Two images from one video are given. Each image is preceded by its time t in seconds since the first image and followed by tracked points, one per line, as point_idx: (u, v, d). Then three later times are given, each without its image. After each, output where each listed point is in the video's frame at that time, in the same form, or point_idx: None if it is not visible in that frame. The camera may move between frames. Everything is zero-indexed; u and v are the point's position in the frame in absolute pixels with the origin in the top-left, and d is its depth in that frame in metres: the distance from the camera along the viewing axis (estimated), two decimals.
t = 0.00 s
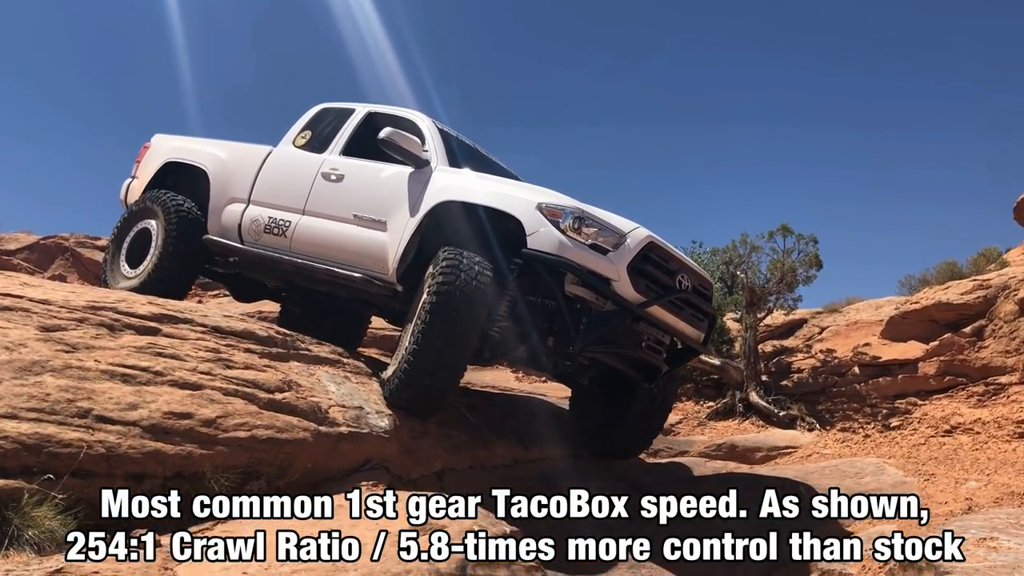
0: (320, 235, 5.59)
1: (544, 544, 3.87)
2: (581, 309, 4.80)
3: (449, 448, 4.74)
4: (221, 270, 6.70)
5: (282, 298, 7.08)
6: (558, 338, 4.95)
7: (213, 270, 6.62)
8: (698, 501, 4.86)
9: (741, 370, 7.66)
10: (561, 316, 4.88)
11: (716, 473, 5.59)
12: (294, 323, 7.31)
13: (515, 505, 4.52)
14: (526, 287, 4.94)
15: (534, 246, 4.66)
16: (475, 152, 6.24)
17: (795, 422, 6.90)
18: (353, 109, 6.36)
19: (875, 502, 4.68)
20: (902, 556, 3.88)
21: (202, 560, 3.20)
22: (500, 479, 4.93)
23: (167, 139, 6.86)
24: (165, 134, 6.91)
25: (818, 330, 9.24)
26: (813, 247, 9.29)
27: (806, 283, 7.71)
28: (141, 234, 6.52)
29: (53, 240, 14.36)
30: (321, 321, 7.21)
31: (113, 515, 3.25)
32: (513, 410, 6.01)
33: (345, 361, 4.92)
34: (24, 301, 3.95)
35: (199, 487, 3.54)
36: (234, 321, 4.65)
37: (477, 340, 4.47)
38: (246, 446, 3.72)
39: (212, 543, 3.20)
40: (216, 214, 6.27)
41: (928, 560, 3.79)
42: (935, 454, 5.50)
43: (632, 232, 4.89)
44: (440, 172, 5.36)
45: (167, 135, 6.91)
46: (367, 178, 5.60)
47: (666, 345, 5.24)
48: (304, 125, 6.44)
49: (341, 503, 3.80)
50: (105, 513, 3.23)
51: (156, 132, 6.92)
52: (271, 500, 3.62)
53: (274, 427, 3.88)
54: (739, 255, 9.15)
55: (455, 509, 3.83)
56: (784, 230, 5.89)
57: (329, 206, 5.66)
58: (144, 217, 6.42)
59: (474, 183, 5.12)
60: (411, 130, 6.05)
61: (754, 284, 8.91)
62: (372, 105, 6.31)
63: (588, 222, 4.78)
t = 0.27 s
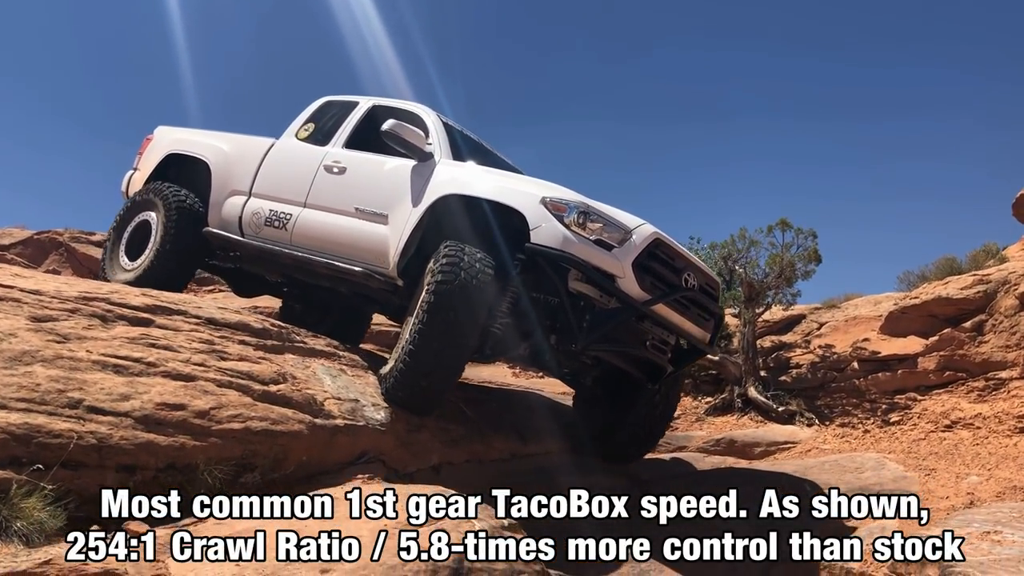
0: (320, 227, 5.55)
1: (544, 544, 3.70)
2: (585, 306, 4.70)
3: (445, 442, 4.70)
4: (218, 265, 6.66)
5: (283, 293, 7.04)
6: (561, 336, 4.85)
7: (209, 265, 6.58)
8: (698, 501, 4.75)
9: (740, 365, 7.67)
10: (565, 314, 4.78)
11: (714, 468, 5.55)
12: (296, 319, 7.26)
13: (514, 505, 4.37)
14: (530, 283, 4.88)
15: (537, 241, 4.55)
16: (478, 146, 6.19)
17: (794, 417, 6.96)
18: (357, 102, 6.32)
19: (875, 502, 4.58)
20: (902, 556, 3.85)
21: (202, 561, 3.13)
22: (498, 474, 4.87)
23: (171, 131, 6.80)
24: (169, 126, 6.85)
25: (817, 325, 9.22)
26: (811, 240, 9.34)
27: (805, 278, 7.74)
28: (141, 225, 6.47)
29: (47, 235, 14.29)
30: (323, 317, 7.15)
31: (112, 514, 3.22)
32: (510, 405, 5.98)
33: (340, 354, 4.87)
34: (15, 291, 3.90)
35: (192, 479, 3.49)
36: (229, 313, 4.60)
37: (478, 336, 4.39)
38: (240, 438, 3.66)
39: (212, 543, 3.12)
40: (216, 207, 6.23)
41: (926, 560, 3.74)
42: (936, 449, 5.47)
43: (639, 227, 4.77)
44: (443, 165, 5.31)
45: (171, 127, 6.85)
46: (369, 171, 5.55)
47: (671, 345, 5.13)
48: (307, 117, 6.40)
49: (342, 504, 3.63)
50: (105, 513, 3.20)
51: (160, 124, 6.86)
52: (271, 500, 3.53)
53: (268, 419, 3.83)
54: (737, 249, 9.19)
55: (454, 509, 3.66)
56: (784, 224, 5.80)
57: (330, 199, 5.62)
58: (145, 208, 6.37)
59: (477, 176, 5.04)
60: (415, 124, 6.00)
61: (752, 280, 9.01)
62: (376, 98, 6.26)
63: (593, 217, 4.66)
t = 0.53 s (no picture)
0: (318, 220, 5.50)
1: (544, 544, 3.59)
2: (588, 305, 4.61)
3: (438, 435, 4.65)
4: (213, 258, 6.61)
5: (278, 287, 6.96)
6: (562, 335, 4.78)
7: (203, 257, 6.54)
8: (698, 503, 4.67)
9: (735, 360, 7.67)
10: (567, 312, 4.69)
11: (710, 463, 5.52)
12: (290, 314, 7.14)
13: (515, 505, 4.30)
14: (531, 281, 4.72)
15: (540, 237, 4.47)
16: (479, 140, 6.14)
17: (790, 412, 6.97)
18: (358, 94, 6.27)
19: (875, 502, 4.47)
20: (902, 556, 3.75)
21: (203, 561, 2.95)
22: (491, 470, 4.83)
23: (168, 122, 6.75)
24: (166, 116, 6.80)
25: (813, 321, 9.19)
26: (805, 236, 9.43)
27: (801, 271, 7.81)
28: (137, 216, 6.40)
29: (38, 229, 14.20)
30: (320, 312, 7.05)
31: (112, 515, 3.19)
32: (502, 400, 5.95)
33: (332, 347, 4.83)
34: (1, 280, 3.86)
35: (180, 471, 3.44)
36: (219, 305, 4.56)
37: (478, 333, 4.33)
38: (230, 429, 3.61)
39: (211, 543, 2.95)
40: (214, 199, 6.18)
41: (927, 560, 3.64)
42: (932, 443, 5.45)
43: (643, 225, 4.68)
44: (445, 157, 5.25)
45: (168, 117, 6.81)
46: (369, 163, 5.50)
47: (676, 345, 5.05)
48: (308, 109, 6.35)
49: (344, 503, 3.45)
50: (104, 513, 3.17)
51: (158, 114, 6.81)
52: (271, 500, 3.35)
53: (258, 410, 3.78)
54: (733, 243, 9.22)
55: (455, 509, 3.41)
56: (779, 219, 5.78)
57: (329, 191, 5.57)
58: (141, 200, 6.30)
59: (480, 170, 4.96)
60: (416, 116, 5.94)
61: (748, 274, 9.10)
62: (378, 91, 6.21)
63: (598, 214, 4.57)
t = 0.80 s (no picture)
0: (308, 213, 5.45)
1: (544, 544, 3.63)
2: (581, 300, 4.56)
3: (429, 431, 4.60)
4: (204, 252, 6.57)
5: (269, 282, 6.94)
6: (555, 331, 4.73)
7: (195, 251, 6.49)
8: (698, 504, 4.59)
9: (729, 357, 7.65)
10: (560, 307, 4.64)
11: (704, 460, 5.49)
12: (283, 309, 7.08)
13: (515, 504, 4.24)
14: (525, 275, 4.67)
15: (533, 231, 4.42)
16: (472, 132, 6.09)
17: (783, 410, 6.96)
18: (350, 86, 6.23)
19: (875, 502, 4.40)
20: (902, 556, 3.67)
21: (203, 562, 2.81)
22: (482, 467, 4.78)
23: (159, 114, 6.70)
24: (157, 109, 6.75)
25: (806, 318, 9.18)
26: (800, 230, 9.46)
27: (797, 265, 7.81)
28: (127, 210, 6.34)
29: (26, 224, 14.12)
30: (313, 308, 6.99)
31: (112, 514, 3.11)
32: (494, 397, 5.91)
33: (322, 341, 4.79)
34: None
35: (164, 465, 3.37)
36: (206, 298, 4.50)
37: (469, 328, 4.27)
38: (216, 423, 3.55)
39: (211, 543, 2.82)
40: (204, 192, 6.13)
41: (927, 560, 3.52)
42: (927, 440, 5.42)
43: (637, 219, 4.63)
44: (437, 149, 5.21)
45: (159, 110, 6.75)
46: (360, 156, 5.45)
47: (670, 342, 5.00)
48: (299, 102, 6.30)
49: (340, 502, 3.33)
50: (105, 512, 3.09)
51: (149, 107, 6.76)
52: (271, 500, 3.20)
53: (245, 403, 3.72)
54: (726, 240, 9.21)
55: (455, 510, 3.34)
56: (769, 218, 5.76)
57: (319, 185, 5.52)
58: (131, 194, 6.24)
59: (473, 162, 4.92)
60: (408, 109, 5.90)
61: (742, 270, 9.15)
62: (369, 83, 6.17)
63: (591, 208, 4.52)
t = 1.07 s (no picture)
0: (297, 209, 5.43)
1: (544, 544, 3.67)
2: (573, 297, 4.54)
3: (419, 427, 4.58)
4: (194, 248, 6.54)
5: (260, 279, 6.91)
6: (547, 327, 4.70)
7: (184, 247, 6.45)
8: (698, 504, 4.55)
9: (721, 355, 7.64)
10: (551, 304, 4.61)
11: (696, 458, 5.47)
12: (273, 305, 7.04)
13: (515, 505, 4.22)
14: (518, 271, 4.62)
15: (524, 226, 4.39)
16: (463, 128, 6.07)
17: (775, 407, 6.95)
18: (340, 81, 6.20)
19: (875, 503, 4.39)
20: (902, 557, 3.62)
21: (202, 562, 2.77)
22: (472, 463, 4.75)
23: (148, 110, 6.66)
24: (146, 105, 6.71)
25: (798, 316, 9.19)
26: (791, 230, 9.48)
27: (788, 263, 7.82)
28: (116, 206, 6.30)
29: (14, 221, 14.05)
30: (304, 304, 6.95)
31: (112, 514, 3.07)
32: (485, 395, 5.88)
33: (311, 338, 4.76)
34: None
35: (149, 461, 3.33)
36: (194, 294, 4.47)
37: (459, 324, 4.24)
38: (202, 419, 3.52)
39: (212, 543, 2.78)
40: (193, 188, 6.09)
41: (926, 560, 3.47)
42: (919, 438, 5.42)
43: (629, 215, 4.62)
44: (426, 144, 5.19)
45: (148, 105, 6.72)
46: (350, 151, 5.43)
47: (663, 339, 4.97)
48: (289, 97, 6.28)
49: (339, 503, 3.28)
50: (105, 512, 3.05)
51: (138, 103, 6.72)
52: (271, 500, 3.15)
53: (232, 399, 3.69)
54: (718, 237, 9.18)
55: (456, 510, 3.31)
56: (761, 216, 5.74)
57: (308, 180, 5.50)
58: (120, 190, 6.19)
59: (463, 158, 4.90)
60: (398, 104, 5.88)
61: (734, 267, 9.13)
62: (360, 78, 6.14)
63: (583, 203, 4.51)
